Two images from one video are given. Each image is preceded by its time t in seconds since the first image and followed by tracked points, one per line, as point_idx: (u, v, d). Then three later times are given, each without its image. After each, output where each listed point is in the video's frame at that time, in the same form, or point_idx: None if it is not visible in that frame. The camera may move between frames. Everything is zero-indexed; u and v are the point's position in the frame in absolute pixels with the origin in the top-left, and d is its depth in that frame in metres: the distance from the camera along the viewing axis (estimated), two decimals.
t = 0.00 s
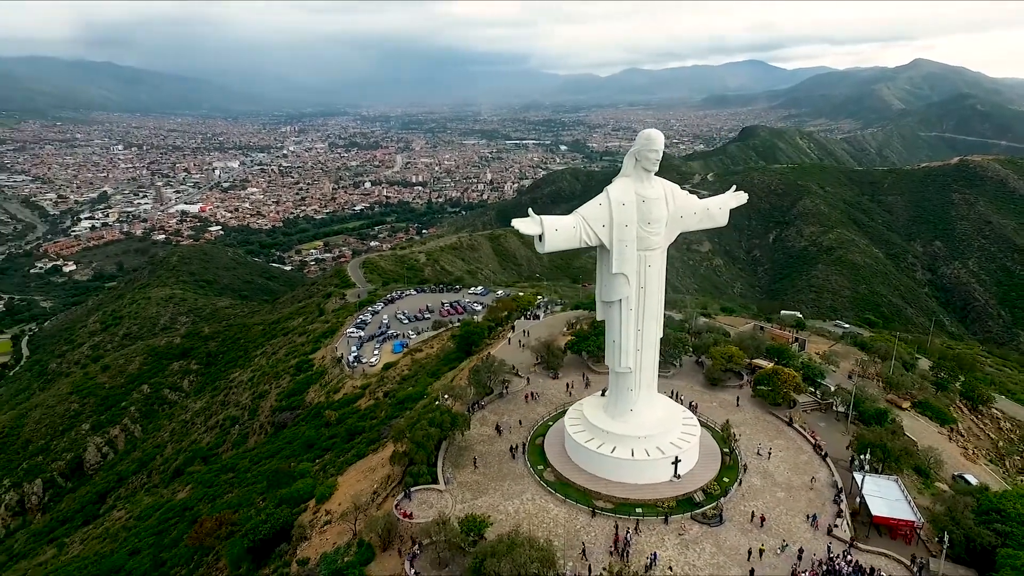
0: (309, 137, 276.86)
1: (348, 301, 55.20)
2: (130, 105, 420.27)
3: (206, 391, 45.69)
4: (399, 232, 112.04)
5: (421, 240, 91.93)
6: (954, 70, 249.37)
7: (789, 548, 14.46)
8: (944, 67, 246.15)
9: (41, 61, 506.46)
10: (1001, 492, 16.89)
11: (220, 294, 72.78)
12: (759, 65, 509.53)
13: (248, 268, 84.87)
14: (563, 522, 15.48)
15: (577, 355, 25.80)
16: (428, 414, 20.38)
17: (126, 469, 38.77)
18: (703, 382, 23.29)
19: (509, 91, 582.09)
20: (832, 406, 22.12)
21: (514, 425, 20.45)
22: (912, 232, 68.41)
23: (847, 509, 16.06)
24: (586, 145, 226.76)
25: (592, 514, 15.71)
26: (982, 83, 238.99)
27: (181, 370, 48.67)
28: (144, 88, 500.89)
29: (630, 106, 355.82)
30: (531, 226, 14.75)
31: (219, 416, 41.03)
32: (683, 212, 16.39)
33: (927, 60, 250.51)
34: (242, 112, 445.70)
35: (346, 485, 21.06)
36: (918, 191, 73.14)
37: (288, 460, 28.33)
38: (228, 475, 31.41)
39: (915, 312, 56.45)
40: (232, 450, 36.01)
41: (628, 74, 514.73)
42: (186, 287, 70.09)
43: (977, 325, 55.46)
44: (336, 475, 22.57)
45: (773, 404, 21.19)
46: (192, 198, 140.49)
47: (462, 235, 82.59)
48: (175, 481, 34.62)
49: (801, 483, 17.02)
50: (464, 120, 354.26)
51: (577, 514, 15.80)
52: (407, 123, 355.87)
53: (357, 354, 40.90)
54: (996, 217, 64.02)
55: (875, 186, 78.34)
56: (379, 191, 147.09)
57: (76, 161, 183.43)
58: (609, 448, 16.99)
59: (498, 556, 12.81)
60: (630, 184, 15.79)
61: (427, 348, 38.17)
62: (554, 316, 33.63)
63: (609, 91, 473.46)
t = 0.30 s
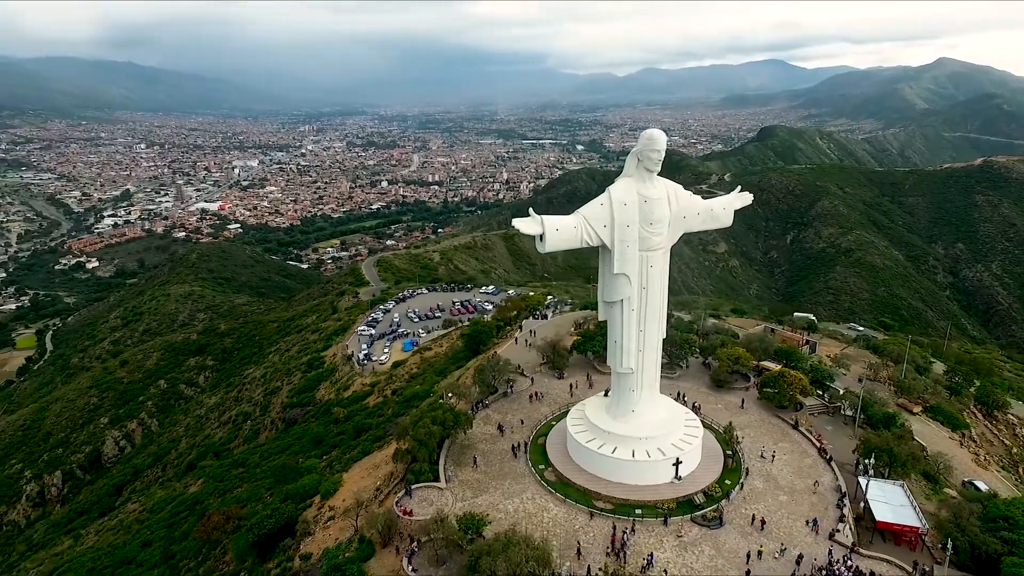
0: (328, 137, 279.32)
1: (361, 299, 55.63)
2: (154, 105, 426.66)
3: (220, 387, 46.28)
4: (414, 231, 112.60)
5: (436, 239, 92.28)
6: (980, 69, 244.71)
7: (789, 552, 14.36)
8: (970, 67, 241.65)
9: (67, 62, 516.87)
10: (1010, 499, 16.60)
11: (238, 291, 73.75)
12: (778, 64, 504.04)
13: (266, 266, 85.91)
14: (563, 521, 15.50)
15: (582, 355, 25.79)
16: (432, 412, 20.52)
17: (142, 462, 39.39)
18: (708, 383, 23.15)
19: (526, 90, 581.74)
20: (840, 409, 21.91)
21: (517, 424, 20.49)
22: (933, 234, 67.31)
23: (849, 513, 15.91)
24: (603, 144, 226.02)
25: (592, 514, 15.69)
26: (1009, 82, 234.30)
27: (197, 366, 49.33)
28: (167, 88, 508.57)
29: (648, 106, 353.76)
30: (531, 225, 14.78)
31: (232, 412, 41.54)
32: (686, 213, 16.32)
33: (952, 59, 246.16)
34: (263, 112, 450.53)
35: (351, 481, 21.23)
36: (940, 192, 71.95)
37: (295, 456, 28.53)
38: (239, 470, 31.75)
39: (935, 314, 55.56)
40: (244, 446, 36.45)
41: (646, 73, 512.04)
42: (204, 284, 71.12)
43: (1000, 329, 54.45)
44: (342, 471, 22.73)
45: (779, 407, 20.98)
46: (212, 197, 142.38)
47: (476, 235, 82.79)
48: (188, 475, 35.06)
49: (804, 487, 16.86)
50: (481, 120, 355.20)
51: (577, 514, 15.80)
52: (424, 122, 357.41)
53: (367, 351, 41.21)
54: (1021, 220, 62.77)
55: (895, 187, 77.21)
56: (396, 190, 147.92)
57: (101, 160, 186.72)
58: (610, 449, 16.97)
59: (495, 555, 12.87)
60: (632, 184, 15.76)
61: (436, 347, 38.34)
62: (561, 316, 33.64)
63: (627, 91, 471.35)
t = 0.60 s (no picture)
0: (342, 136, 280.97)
1: (370, 298, 55.93)
2: (173, 105, 431.41)
3: (232, 384, 46.75)
4: (427, 230, 112.99)
5: (448, 238, 92.50)
6: (1002, 68, 240.89)
7: (788, 555, 14.26)
8: (991, 66, 237.98)
9: (88, 62, 524.84)
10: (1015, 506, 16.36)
11: (252, 289, 74.44)
12: (795, 63, 499.26)
13: (279, 264, 86.65)
14: (561, 521, 15.52)
15: (586, 355, 25.77)
16: (434, 411, 20.59)
17: (154, 457, 39.81)
18: (712, 385, 23.04)
19: (540, 90, 581.15)
20: (846, 413, 21.69)
21: (518, 424, 20.49)
22: (951, 236, 66.41)
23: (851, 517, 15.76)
24: (617, 144, 225.21)
25: (589, 514, 15.70)
26: None
27: (209, 363, 49.80)
28: (185, 88, 514.38)
29: (663, 105, 351.81)
30: (530, 225, 14.78)
31: (242, 409, 41.93)
32: (687, 214, 16.26)
33: (972, 59, 242.57)
34: (279, 112, 454.22)
35: (353, 479, 21.32)
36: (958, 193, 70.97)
37: (302, 453, 28.75)
38: (246, 466, 32.06)
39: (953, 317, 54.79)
40: (253, 442, 36.79)
41: (661, 72, 509.39)
42: (219, 281, 71.85)
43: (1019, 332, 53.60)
44: (346, 469, 22.87)
45: (782, 409, 20.82)
46: (227, 195, 143.78)
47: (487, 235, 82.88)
48: (198, 471, 35.42)
49: (805, 490, 16.74)
50: (495, 120, 355.60)
51: (575, 514, 15.80)
52: (438, 122, 358.21)
53: (374, 350, 41.41)
54: None
55: (913, 188, 76.23)
56: (409, 189, 148.48)
57: (119, 159, 189.25)
58: (610, 450, 16.93)
59: (491, 554, 12.92)
60: (632, 185, 15.73)
61: (443, 346, 38.43)
62: (567, 318, 33.69)
63: (641, 91, 469.26)
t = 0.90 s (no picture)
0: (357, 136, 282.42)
1: (379, 297, 56.24)
2: (192, 105, 436.26)
3: (242, 382, 47.17)
4: (440, 230, 113.33)
5: (461, 238, 92.70)
6: None
7: (783, 559, 14.20)
8: (1013, 66, 234.16)
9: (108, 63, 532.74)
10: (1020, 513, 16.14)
11: (265, 287, 75.10)
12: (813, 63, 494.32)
13: (293, 262, 87.37)
14: (556, 522, 15.53)
15: (590, 356, 25.74)
16: (436, 409, 20.71)
17: (165, 452, 40.20)
18: (715, 387, 22.91)
19: (554, 90, 580.41)
20: (850, 416, 21.52)
21: (518, 424, 20.50)
22: (970, 238, 65.52)
23: (850, 522, 15.65)
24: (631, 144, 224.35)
25: (586, 515, 15.68)
26: None
27: (221, 360, 50.19)
28: (203, 88, 519.90)
29: (678, 105, 349.66)
30: (528, 225, 14.77)
31: (251, 406, 42.30)
32: (687, 215, 16.19)
33: (993, 58, 238.86)
34: (295, 112, 457.41)
35: (355, 478, 21.44)
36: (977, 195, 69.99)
37: (307, 451, 28.91)
38: (253, 462, 32.33)
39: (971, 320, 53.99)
40: (261, 439, 37.16)
41: (676, 71, 506.32)
42: (233, 279, 72.58)
43: None
44: (348, 467, 22.97)
45: (784, 411, 20.68)
46: (243, 194, 145.25)
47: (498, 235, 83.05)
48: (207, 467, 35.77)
49: (804, 493, 16.60)
50: (509, 120, 356.25)
51: (571, 514, 15.82)
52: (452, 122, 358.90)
53: (381, 349, 41.60)
54: None
55: (931, 189, 75.28)
56: (423, 189, 149.06)
57: (138, 158, 191.75)
58: (607, 450, 16.91)
59: (484, 553, 12.99)
60: (631, 186, 15.71)
61: (449, 345, 38.51)
62: (572, 319, 33.69)
63: (656, 91, 467.09)
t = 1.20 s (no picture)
0: (372, 135, 283.91)
1: (389, 296, 56.60)
2: (211, 104, 441.39)
3: (254, 378, 47.67)
4: (454, 229, 113.69)
5: (474, 237, 92.91)
6: None
7: (778, 562, 14.13)
8: None
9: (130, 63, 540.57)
10: None
11: (280, 284, 75.86)
12: (832, 62, 488.46)
13: (307, 261, 88.09)
14: (552, 521, 15.57)
15: (593, 356, 25.72)
16: (436, 408, 20.82)
17: (178, 447, 40.71)
18: (717, 388, 22.79)
19: (569, 89, 579.05)
20: (854, 419, 21.29)
21: (517, 423, 20.54)
22: (991, 240, 64.55)
23: (849, 526, 15.50)
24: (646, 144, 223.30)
25: (581, 515, 15.71)
26: None
27: (234, 357, 50.75)
28: (222, 87, 525.62)
29: (694, 105, 347.13)
30: (525, 225, 14.75)
31: (261, 402, 42.70)
32: (686, 215, 16.10)
33: (1018, 57, 234.50)
34: (312, 112, 460.80)
35: (356, 474, 21.62)
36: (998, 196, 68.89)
37: (312, 448, 29.15)
38: (260, 458, 32.64)
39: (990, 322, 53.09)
40: (269, 435, 37.49)
41: (693, 70, 503.06)
42: (248, 277, 73.39)
43: None
44: (351, 464, 23.15)
45: (786, 414, 20.51)
46: (259, 193, 146.68)
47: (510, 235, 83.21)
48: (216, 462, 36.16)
49: (803, 496, 16.47)
50: (524, 119, 355.98)
51: (567, 513, 15.83)
52: (468, 121, 359.46)
53: (389, 347, 41.85)
54: None
55: (950, 190, 74.18)
56: (437, 188, 149.56)
57: (157, 157, 194.43)
58: (605, 450, 16.88)
59: (476, 550, 13.06)
60: (630, 185, 15.67)
61: (456, 344, 38.61)
62: (577, 319, 33.70)
63: (672, 90, 464.45)
